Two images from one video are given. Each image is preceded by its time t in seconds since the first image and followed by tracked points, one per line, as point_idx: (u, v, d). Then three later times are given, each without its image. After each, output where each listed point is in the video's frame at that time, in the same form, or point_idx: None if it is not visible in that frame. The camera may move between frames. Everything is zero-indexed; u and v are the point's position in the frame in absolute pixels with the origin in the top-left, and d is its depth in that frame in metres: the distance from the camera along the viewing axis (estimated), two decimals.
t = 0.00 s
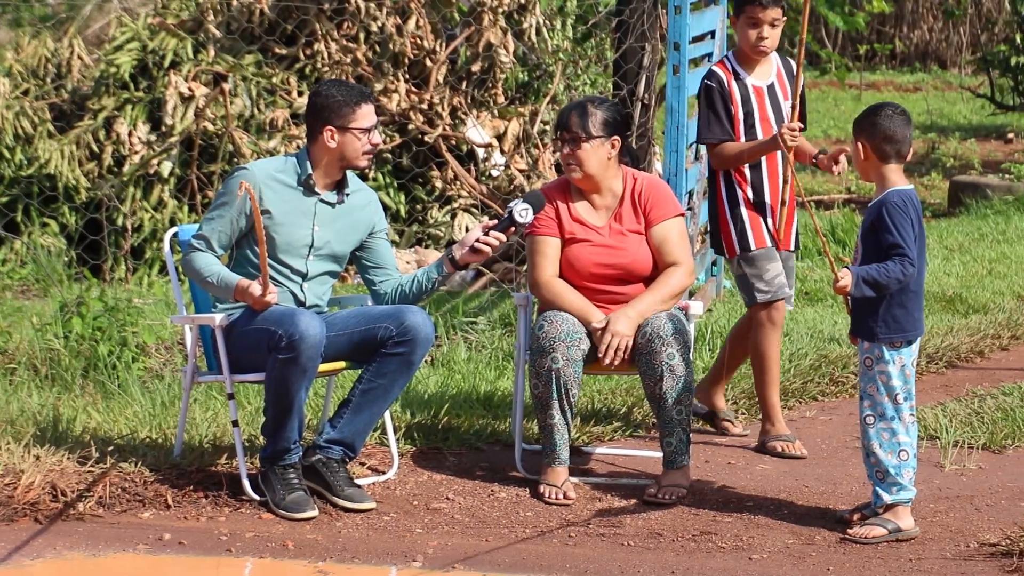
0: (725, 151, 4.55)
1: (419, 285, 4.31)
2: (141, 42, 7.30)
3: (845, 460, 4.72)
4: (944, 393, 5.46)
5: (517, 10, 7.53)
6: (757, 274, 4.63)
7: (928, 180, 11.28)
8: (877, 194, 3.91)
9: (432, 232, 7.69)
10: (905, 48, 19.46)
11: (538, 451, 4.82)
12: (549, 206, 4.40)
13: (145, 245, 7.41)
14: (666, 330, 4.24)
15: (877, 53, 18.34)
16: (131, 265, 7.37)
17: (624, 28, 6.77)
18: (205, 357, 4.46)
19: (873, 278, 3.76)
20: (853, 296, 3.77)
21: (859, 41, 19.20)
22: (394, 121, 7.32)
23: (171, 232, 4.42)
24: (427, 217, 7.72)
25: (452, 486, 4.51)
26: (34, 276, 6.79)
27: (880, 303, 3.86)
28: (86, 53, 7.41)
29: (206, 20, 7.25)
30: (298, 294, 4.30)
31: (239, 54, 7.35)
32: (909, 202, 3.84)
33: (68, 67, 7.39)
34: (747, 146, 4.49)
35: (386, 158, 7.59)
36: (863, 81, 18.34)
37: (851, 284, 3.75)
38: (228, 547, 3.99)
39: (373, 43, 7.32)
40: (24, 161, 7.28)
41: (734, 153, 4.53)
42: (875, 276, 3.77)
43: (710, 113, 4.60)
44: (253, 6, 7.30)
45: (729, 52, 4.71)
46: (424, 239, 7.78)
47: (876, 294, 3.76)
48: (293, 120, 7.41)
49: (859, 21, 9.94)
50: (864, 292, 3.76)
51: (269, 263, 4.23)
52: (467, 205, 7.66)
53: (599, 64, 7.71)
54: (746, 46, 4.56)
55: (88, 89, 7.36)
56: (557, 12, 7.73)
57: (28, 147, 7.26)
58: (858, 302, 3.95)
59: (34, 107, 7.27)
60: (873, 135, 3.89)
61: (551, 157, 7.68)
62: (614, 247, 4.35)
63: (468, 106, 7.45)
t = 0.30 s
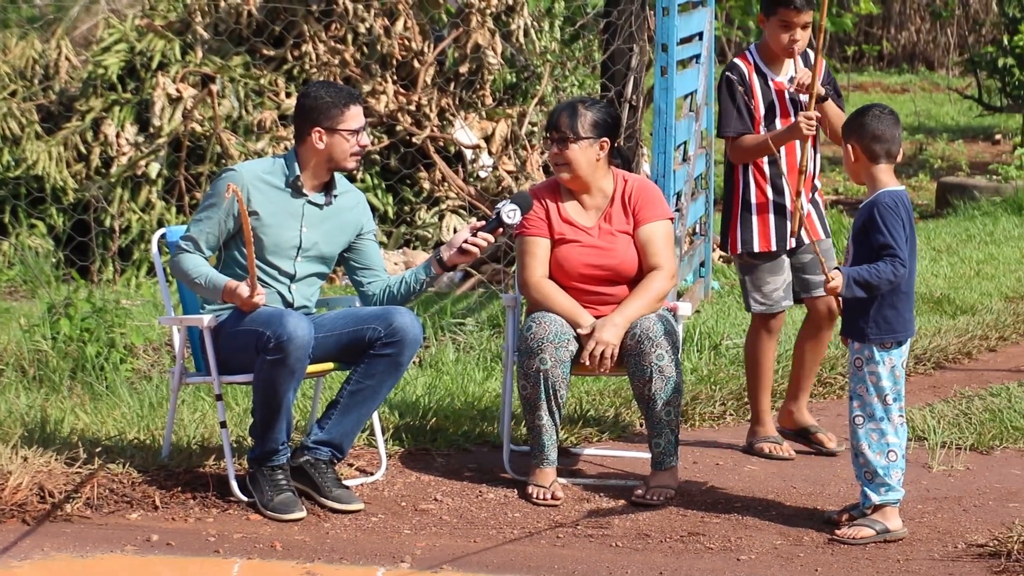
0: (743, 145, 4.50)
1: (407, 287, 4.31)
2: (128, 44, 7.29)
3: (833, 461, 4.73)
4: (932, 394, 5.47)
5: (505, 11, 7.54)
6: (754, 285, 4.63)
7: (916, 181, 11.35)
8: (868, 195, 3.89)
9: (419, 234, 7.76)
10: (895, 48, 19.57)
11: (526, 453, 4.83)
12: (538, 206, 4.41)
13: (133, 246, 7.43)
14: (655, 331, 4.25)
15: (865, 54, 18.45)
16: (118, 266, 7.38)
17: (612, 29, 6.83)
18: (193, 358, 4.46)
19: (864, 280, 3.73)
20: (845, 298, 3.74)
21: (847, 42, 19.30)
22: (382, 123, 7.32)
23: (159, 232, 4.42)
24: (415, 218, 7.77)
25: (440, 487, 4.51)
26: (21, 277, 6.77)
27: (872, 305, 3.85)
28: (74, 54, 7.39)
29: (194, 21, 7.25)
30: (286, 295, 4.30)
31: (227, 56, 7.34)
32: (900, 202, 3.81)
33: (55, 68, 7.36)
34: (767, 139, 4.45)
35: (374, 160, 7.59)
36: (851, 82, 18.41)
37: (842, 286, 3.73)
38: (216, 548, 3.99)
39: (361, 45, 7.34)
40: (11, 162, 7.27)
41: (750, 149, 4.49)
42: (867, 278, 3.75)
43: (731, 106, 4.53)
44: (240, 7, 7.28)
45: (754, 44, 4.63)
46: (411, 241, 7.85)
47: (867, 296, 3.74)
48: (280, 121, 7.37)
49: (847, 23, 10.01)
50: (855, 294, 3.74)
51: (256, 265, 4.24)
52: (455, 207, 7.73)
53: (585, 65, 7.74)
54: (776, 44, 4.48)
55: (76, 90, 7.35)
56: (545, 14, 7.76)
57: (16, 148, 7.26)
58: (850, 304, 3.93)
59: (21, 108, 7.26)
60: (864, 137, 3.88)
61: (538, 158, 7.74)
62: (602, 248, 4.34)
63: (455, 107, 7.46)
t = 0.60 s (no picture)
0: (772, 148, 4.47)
1: (401, 285, 4.31)
2: (122, 41, 7.30)
3: (826, 460, 4.74)
4: (925, 393, 5.48)
5: (499, 10, 7.55)
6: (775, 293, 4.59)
7: (909, 180, 11.40)
8: (865, 194, 3.89)
9: (413, 232, 7.74)
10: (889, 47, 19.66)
11: (518, 451, 4.84)
12: (533, 203, 4.41)
13: (125, 244, 7.44)
14: (648, 329, 4.25)
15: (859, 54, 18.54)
16: (111, 263, 7.39)
17: (607, 28, 6.86)
18: (187, 356, 4.46)
19: (862, 279, 3.72)
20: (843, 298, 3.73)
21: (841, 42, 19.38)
22: (375, 120, 7.33)
23: (152, 230, 4.41)
24: (408, 216, 7.76)
25: (433, 485, 4.51)
26: (12, 275, 6.76)
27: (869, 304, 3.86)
28: (67, 52, 7.41)
29: (187, 19, 7.25)
30: (279, 293, 4.29)
31: (220, 54, 7.34)
32: (898, 201, 3.81)
33: (49, 66, 7.38)
34: (797, 141, 4.41)
35: (367, 157, 7.61)
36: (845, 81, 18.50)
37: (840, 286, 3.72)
38: (208, 546, 3.99)
39: (355, 43, 7.33)
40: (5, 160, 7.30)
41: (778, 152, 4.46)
42: (865, 277, 3.74)
43: (763, 109, 4.52)
44: (234, 6, 7.26)
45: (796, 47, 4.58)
46: (405, 239, 7.80)
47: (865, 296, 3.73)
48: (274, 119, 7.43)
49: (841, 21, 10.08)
50: (853, 294, 3.73)
51: (251, 262, 4.24)
52: (449, 204, 7.70)
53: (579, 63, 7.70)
54: (813, 49, 4.43)
55: (69, 88, 7.36)
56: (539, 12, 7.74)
57: (9, 146, 7.24)
58: (847, 302, 3.93)
59: (14, 106, 7.25)
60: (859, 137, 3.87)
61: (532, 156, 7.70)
62: (596, 246, 4.34)
63: (450, 106, 7.51)
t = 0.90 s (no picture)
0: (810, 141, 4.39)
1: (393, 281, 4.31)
2: (113, 38, 7.27)
3: (818, 455, 4.75)
4: (918, 389, 5.49)
5: (491, 7, 7.52)
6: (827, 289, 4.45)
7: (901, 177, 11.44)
8: (861, 190, 3.88)
9: (404, 229, 7.78)
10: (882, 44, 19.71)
11: (511, 447, 4.84)
12: (526, 199, 4.41)
13: (118, 241, 7.44)
14: (640, 325, 4.25)
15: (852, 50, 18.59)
16: (104, 260, 7.39)
17: (598, 25, 6.86)
18: (179, 353, 4.46)
19: (860, 276, 3.72)
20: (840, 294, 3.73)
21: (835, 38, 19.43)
22: (367, 117, 7.34)
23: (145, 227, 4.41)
24: (400, 213, 7.80)
25: (425, 482, 4.51)
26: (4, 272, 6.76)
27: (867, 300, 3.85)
28: (59, 49, 7.37)
29: (179, 16, 7.24)
30: (272, 290, 4.29)
31: (212, 51, 7.32)
32: (894, 197, 3.81)
33: (40, 63, 7.34)
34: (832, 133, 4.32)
35: (360, 154, 7.64)
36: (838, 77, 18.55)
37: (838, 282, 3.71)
38: (200, 543, 3.99)
39: (347, 40, 7.32)
40: None
41: (816, 144, 4.36)
42: (862, 273, 3.73)
43: (800, 104, 4.45)
44: (226, 2, 7.26)
45: (834, 41, 4.51)
46: (397, 236, 7.87)
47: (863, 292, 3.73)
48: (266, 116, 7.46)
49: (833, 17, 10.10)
50: (851, 290, 3.73)
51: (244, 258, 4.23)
52: (440, 202, 7.77)
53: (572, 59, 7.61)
54: (847, 40, 4.35)
55: (61, 85, 7.35)
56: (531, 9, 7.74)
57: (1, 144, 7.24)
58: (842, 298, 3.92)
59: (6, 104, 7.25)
60: (852, 133, 3.86)
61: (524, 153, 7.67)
62: (588, 243, 4.34)
63: (441, 103, 7.47)
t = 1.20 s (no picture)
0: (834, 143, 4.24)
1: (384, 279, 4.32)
2: (106, 35, 7.25)
3: (809, 452, 4.76)
4: (909, 386, 5.49)
5: (484, 4, 7.59)
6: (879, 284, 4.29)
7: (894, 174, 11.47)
8: (857, 185, 3.87)
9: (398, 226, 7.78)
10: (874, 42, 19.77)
11: (503, 444, 4.85)
12: (520, 196, 4.42)
13: (110, 237, 7.43)
14: (633, 322, 4.25)
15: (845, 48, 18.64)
16: (96, 257, 7.38)
17: (591, 22, 6.87)
18: (171, 349, 4.45)
19: (851, 271, 3.72)
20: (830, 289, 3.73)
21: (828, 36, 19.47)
22: (360, 113, 7.40)
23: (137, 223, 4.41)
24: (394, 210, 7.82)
25: (418, 479, 4.52)
26: None
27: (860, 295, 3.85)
28: (51, 45, 7.29)
29: (171, 12, 7.24)
30: (265, 287, 4.28)
31: (205, 48, 7.34)
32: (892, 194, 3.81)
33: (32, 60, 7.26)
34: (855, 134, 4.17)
35: (353, 151, 7.65)
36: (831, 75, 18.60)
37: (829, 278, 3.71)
38: (193, 540, 3.99)
39: (338, 37, 7.34)
40: None
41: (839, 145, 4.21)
42: (853, 268, 3.73)
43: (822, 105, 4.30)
44: None
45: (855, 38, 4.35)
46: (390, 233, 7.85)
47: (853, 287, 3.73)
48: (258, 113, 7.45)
49: (825, 14, 10.12)
50: (841, 285, 3.73)
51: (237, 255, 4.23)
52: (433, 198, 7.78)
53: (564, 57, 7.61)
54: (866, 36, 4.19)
55: (53, 82, 7.30)
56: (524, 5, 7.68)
57: None
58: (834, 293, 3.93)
59: None
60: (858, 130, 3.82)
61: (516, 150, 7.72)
62: (581, 239, 4.34)
63: (434, 99, 7.55)
